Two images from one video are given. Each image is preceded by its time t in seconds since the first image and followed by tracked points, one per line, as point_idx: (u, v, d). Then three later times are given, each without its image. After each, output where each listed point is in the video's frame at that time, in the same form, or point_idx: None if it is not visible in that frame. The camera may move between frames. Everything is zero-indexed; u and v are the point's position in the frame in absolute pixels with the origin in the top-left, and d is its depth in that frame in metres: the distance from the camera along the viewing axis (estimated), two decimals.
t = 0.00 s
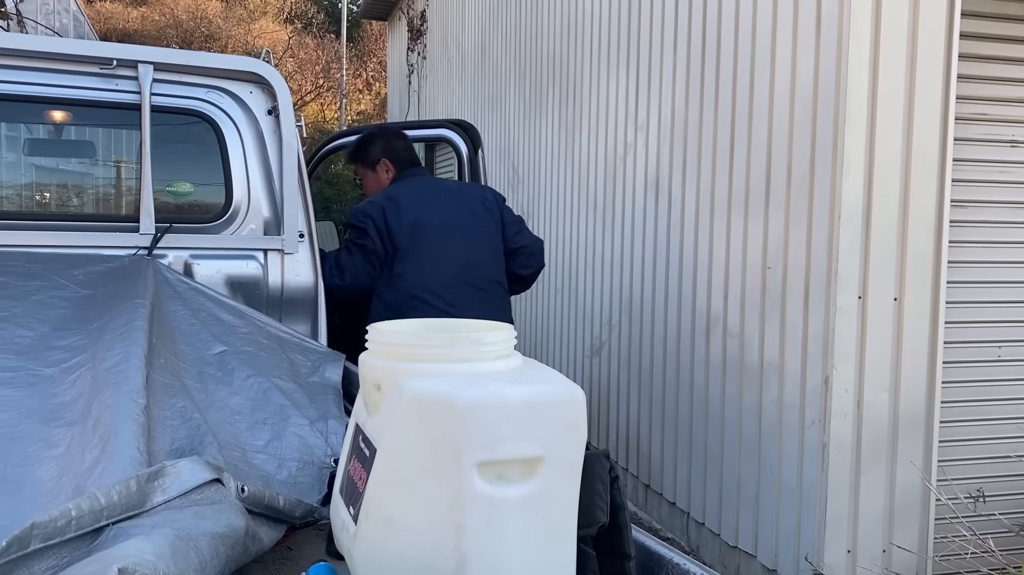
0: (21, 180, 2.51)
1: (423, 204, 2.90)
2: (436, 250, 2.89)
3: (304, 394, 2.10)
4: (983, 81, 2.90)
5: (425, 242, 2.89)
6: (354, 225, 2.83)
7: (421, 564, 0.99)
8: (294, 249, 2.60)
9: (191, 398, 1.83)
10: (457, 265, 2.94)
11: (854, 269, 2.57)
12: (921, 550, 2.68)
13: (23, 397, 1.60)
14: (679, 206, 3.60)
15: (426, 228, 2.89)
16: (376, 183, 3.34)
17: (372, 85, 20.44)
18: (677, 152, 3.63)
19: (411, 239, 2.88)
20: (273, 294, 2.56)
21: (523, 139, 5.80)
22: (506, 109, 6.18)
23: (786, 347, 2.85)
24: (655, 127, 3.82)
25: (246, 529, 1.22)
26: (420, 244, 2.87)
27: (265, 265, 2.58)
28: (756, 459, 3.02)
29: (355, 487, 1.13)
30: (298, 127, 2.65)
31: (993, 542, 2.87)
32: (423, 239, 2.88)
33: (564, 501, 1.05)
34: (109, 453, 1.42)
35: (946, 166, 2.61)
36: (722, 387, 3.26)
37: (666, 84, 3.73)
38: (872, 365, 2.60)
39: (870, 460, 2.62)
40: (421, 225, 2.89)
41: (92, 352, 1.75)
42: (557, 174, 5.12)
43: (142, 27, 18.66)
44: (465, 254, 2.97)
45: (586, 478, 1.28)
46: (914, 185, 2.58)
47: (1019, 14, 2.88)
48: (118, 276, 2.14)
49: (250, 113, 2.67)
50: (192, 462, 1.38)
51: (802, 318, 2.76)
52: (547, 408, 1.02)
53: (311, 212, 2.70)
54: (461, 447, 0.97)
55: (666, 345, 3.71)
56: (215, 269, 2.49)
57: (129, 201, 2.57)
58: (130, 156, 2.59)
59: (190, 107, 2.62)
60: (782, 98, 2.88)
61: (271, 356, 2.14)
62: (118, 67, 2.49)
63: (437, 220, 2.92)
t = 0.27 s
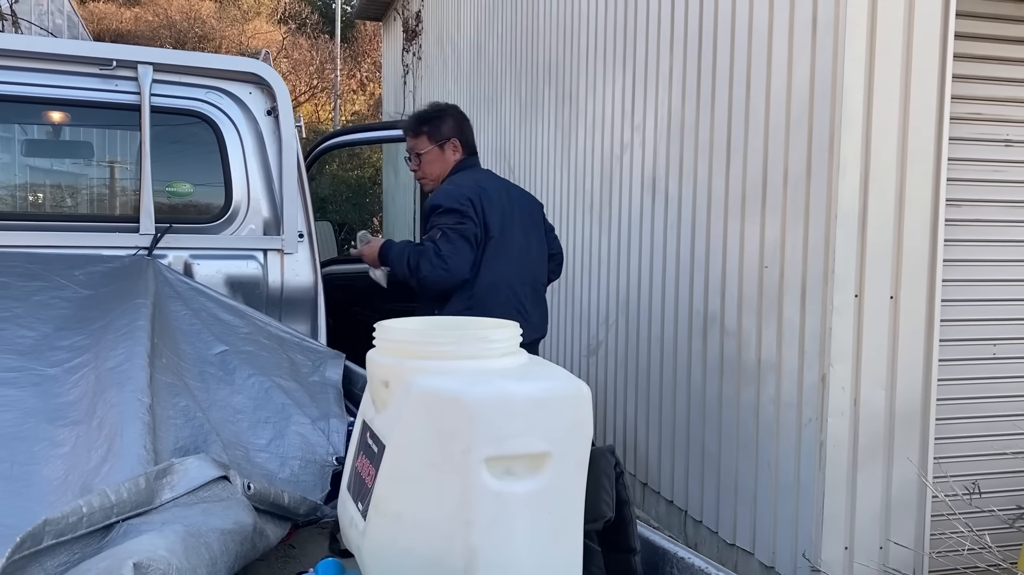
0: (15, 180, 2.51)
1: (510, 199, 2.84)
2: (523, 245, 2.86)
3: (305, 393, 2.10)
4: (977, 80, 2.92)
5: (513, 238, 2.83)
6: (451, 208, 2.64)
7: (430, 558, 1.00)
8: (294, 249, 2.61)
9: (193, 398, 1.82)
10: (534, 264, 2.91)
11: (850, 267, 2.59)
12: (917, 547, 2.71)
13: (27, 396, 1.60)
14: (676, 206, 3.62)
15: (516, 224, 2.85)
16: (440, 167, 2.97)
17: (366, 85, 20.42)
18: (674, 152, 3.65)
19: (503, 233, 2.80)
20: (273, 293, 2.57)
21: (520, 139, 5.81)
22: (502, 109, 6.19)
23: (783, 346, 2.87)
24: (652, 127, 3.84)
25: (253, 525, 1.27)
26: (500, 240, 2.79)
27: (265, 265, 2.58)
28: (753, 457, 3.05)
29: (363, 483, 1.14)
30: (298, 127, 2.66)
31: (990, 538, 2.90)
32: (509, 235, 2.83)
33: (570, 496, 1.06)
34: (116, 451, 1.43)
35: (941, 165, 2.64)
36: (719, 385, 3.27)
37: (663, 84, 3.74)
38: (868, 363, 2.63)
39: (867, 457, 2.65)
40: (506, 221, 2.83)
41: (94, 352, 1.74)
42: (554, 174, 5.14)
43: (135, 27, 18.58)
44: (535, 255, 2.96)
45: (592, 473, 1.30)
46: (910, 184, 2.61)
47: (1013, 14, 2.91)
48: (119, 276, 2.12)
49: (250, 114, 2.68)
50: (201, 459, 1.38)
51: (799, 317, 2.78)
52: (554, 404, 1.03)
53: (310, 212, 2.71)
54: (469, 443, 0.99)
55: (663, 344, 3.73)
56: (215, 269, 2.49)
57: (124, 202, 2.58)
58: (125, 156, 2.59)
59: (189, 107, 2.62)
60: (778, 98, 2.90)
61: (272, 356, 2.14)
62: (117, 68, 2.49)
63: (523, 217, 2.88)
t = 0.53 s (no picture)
0: (10, 181, 2.50)
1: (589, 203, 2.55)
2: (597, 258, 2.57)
3: (306, 394, 2.09)
4: (973, 80, 2.94)
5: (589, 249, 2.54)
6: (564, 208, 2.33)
7: (439, 556, 1.01)
8: (293, 249, 2.61)
9: (195, 398, 1.82)
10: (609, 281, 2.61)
11: (847, 266, 2.61)
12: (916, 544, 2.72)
13: (30, 396, 1.60)
14: (674, 207, 3.63)
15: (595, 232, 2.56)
16: (512, 159, 2.62)
17: (361, 86, 20.41)
18: (671, 152, 3.66)
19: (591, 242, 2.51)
20: (273, 294, 2.57)
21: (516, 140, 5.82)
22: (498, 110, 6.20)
23: (782, 345, 2.89)
24: (649, 127, 3.85)
25: (261, 524, 1.28)
26: (585, 247, 2.54)
27: (265, 266, 2.58)
28: (752, 456, 3.06)
29: (372, 483, 1.15)
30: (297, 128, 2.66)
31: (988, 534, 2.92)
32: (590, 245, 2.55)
33: (578, 494, 1.07)
34: (122, 452, 1.43)
35: (938, 165, 2.66)
36: (718, 385, 3.29)
37: (660, 84, 3.75)
38: (866, 361, 2.64)
39: (865, 455, 2.66)
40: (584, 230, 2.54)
41: (96, 352, 1.74)
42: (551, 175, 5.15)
43: (129, 29, 18.52)
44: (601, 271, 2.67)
45: (600, 472, 1.31)
46: (907, 185, 2.62)
47: (1009, 14, 2.93)
48: (121, 277, 2.12)
49: (249, 115, 2.68)
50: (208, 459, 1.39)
51: (797, 317, 2.80)
52: (561, 403, 1.04)
53: (310, 212, 2.71)
54: (478, 442, 0.99)
55: (661, 344, 3.74)
56: (215, 270, 2.48)
57: (117, 204, 2.57)
58: (120, 158, 2.59)
59: (189, 108, 2.62)
60: (775, 99, 2.91)
61: (273, 357, 2.13)
62: (117, 69, 2.49)
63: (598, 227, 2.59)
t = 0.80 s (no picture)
0: (3, 181, 2.48)
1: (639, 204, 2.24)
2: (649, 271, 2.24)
3: (305, 393, 2.09)
4: (970, 78, 2.95)
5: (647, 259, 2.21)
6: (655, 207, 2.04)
7: (445, 553, 1.01)
8: (291, 248, 2.61)
9: (194, 397, 1.81)
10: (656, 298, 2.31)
11: (845, 264, 2.62)
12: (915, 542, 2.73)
13: (28, 395, 1.59)
14: (672, 205, 3.63)
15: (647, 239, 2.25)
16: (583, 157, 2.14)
17: (356, 86, 20.40)
18: (669, 151, 3.66)
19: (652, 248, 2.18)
20: (270, 293, 2.57)
21: (512, 140, 5.82)
22: (494, 109, 6.20)
23: (780, 343, 2.89)
24: (647, 126, 3.85)
25: (263, 522, 1.28)
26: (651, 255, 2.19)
27: (262, 265, 2.58)
28: (751, 454, 3.06)
29: (375, 478, 1.15)
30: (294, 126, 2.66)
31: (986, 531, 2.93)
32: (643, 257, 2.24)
33: (583, 488, 1.07)
34: (122, 450, 1.43)
35: (935, 163, 2.66)
36: (716, 382, 3.29)
37: (657, 84, 3.76)
38: (865, 359, 2.65)
39: (864, 453, 2.67)
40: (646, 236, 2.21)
41: (95, 351, 1.73)
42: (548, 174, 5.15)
43: (123, 29, 18.46)
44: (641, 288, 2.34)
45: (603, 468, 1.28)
46: (905, 182, 2.63)
47: (1005, 12, 2.94)
48: (119, 276, 2.11)
49: (247, 114, 2.67)
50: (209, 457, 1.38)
51: (796, 314, 2.80)
52: (565, 397, 1.04)
53: (307, 212, 2.70)
54: (482, 437, 0.99)
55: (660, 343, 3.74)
56: (212, 269, 2.47)
57: (111, 204, 2.55)
58: (114, 157, 2.58)
59: (186, 107, 2.61)
60: (773, 97, 2.91)
61: (272, 355, 2.13)
62: (114, 68, 2.48)
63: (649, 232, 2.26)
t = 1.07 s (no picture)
0: None
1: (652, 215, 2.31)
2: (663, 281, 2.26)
3: (301, 394, 2.08)
4: (964, 78, 2.96)
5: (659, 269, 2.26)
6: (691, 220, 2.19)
7: (442, 554, 1.01)
8: (287, 250, 2.60)
9: (190, 399, 1.80)
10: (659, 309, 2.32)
11: (841, 264, 2.62)
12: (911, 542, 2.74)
13: (23, 398, 1.59)
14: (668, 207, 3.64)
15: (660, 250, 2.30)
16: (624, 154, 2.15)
17: (352, 88, 20.39)
18: (665, 151, 3.67)
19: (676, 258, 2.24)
20: (266, 295, 2.56)
21: (509, 141, 5.82)
22: (491, 110, 6.20)
23: (776, 343, 2.90)
24: (643, 128, 3.86)
25: (259, 524, 1.28)
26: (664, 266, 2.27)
27: (258, 267, 2.57)
28: (748, 454, 3.07)
29: (372, 480, 1.15)
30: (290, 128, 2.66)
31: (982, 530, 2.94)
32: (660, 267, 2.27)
33: (579, 489, 1.07)
34: (118, 453, 1.42)
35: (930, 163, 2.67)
36: (713, 383, 3.30)
37: (653, 85, 3.76)
38: (861, 359, 2.65)
39: (860, 453, 2.67)
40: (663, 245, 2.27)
41: (91, 354, 1.73)
42: (544, 175, 5.15)
43: (118, 31, 18.42)
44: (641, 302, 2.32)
45: (600, 469, 1.29)
46: (901, 183, 2.63)
47: (999, 13, 2.95)
48: (114, 278, 2.11)
49: (243, 116, 2.67)
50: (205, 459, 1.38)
51: (792, 315, 2.81)
52: (560, 399, 1.04)
53: (303, 214, 2.70)
54: (479, 438, 0.99)
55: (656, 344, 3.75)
56: (208, 271, 2.47)
57: (106, 206, 2.56)
58: (109, 159, 2.58)
59: (182, 109, 2.60)
60: (769, 97, 2.92)
61: (268, 357, 2.13)
62: (109, 70, 2.46)
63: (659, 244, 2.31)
